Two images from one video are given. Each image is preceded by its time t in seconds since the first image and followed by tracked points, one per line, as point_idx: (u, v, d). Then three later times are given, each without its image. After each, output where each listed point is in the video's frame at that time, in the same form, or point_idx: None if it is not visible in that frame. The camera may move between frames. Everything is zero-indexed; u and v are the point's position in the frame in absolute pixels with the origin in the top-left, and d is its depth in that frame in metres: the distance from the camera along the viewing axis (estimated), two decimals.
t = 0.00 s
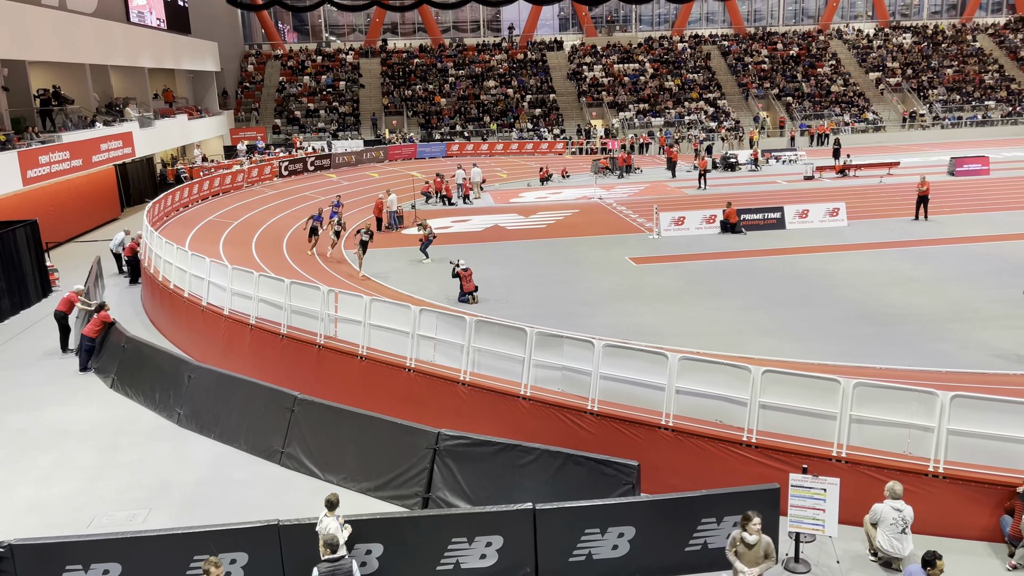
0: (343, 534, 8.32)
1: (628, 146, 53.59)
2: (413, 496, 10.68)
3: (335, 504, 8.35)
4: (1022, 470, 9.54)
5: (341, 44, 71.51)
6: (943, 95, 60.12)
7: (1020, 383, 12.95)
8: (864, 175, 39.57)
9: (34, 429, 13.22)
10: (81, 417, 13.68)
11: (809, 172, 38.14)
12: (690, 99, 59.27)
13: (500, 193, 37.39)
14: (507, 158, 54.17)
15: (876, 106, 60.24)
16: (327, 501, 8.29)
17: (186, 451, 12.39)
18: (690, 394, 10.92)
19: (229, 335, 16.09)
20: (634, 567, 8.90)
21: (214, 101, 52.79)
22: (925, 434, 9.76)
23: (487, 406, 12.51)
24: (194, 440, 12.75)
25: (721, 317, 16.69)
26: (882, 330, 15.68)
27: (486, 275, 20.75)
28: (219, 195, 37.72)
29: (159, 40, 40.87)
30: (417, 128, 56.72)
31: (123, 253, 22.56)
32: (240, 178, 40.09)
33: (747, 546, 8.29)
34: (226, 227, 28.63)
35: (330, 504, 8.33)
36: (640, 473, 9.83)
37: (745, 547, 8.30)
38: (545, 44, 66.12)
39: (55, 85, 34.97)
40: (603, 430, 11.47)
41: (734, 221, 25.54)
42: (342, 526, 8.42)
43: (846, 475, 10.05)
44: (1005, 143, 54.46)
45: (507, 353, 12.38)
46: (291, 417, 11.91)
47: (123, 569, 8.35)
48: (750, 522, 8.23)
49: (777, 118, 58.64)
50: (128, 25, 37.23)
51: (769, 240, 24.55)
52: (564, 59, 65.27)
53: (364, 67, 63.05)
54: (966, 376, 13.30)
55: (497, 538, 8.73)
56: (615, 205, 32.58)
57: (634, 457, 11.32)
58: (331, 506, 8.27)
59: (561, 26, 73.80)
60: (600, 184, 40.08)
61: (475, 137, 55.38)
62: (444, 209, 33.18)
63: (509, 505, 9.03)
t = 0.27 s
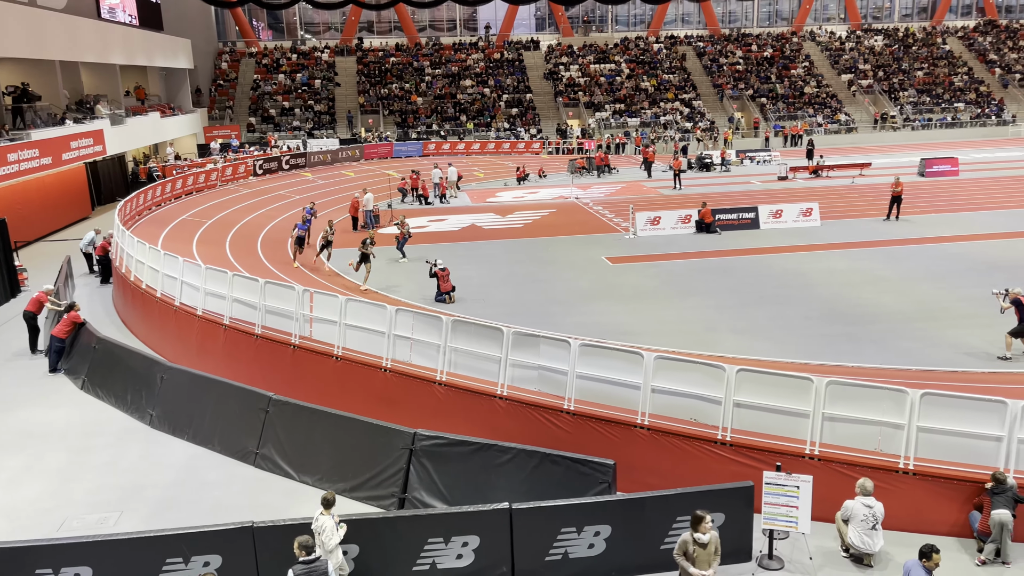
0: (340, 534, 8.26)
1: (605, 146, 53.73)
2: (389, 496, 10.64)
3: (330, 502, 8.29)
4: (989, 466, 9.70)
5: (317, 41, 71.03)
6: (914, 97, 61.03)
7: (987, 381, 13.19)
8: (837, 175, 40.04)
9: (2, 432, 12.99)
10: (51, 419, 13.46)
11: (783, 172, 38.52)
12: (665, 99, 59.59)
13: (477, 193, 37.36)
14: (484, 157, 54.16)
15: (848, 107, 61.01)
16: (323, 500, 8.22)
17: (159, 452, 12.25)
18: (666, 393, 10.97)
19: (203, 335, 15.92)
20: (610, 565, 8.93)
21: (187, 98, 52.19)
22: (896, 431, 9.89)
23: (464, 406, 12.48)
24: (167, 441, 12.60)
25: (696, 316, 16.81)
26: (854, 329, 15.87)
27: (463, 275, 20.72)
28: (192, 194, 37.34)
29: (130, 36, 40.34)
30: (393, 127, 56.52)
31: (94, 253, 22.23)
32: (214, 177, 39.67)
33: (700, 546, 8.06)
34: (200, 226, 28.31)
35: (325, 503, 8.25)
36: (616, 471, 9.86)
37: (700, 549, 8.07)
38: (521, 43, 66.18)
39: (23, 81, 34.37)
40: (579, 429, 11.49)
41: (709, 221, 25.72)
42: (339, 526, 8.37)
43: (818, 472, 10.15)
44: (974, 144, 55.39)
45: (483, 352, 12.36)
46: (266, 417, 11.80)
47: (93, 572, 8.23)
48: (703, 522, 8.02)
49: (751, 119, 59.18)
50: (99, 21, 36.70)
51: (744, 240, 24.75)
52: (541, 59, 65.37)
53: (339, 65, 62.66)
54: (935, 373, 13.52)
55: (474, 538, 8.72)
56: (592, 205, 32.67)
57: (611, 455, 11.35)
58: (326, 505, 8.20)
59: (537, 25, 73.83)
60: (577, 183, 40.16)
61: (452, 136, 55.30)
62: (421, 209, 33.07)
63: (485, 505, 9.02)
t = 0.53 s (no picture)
0: (326, 536, 8.14)
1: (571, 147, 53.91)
2: (355, 499, 10.56)
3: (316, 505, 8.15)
4: (946, 462, 9.90)
5: (281, 39, 70.28)
6: (873, 100, 62.29)
7: (944, 378, 13.51)
8: (799, 177, 40.67)
9: None
10: (7, 423, 13.13)
11: (746, 174, 39.04)
12: (631, 101, 60.00)
13: (443, 193, 37.26)
14: (451, 158, 54.07)
15: (810, 110, 62.01)
16: (308, 502, 8.10)
17: (119, 457, 12.02)
18: (631, 393, 11.03)
19: (164, 337, 15.66)
20: (577, 564, 8.97)
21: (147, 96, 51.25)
22: (856, 428, 10.07)
23: (430, 407, 12.43)
24: (127, 445, 12.38)
25: (661, 316, 16.95)
26: (816, 327, 16.14)
27: (430, 275, 20.65)
28: (153, 193, 36.76)
29: (89, 33, 39.53)
30: (359, 127, 56.15)
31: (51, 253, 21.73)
32: (175, 176, 39.04)
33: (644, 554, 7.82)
34: (161, 226, 27.83)
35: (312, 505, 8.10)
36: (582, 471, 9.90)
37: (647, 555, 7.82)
38: (487, 43, 66.16)
39: None
40: (546, 428, 11.51)
41: (674, 221, 25.94)
42: (325, 528, 8.25)
43: (781, 469, 10.29)
44: (931, 147, 56.65)
45: (450, 353, 12.32)
46: (229, 420, 11.64)
47: None
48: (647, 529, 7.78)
49: (715, 121, 59.84)
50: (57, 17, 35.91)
51: (708, 240, 25.02)
52: (507, 59, 65.41)
53: (304, 64, 62.03)
54: (894, 371, 13.80)
55: (440, 540, 8.69)
56: (558, 205, 32.79)
57: (577, 455, 11.39)
58: (312, 507, 8.07)
59: (504, 26, 73.76)
60: (544, 184, 40.26)
61: (418, 136, 55.14)
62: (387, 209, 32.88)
63: (452, 507, 8.99)
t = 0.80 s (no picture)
0: (298, 535, 8.09)
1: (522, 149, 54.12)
2: (304, 504, 10.39)
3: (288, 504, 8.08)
4: (887, 457, 10.16)
5: (227, 37, 69.06)
6: (815, 105, 63.97)
7: (885, 375, 13.93)
8: (744, 180, 41.50)
9: None
10: None
11: (694, 177, 39.71)
12: (581, 103, 60.51)
13: (394, 194, 37.04)
14: (402, 159, 53.85)
15: (755, 113, 63.35)
16: (279, 502, 8.01)
17: (58, 466, 11.66)
18: (582, 393, 11.10)
19: (105, 341, 15.24)
20: (529, 566, 8.97)
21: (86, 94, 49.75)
22: (800, 426, 10.31)
23: (381, 410, 12.33)
24: (67, 454, 12.01)
25: (611, 316, 17.12)
26: (762, 327, 16.48)
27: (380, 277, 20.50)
28: (93, 193, 35.74)
29: (25, 28, 38.21)
30: (308, 127, 55.53)
31: None
32: (117, 176, 37.98)
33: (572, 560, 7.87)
34: (102, 228, 27.06)
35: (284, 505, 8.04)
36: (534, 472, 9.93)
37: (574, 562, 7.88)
38: (438, 44, 66.03)
39: None
40: (497, 430, 11.49)
41: (624, 223, 26.22)
42: (297, 527, 8.20)
43: (728, 467, 10.44)
44: (871, 151, 58.42)
45: (401, 355, 12.25)
46: (174, 426, 11.36)
47: None
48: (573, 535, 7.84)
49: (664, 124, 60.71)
50: None
51: (658, 242, 25.35)
52: (458, 60, 65.35)
53: (251, 63, 61.00)
54: (836, 369, 14.18)
55: (391, 544, 8.61)
56: (510, 207, 32.88)
57: (528, 456, 11.39)
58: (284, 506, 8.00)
59: (454, 27, 73.55)
60: (495, 185, 40.32)
61: (368, 137, 54.76)
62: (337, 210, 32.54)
63: (403, 510, 8.92)
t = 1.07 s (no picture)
0: (254, 545, 8.07)
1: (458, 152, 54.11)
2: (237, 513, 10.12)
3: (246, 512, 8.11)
4: (814, 452, 10.49)
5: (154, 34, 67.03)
6: (745, 110, 65.77)
7: (812, 373, 14.39)
8: (678, 183, 42.33)
9: None
10: None
11: (629, 180, 40.31)
12: (517, 107, 60.87)
13: (329, 196, 36.54)
14: (338, 160, 53.29)
15: (688, 118, 64.69)
16: (238, 509, 8.08)
17: None
18: (520, 395, 11.14)
19: (25, 350, 14.63)
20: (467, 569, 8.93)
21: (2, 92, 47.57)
22: (732, 424, 10.56)
23: (315, 415, 12.13)
24: None
25: (548, 318, 17.23)
26: (696, 327, 16.83)
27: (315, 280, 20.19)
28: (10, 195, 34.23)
29: None
30: (240, 127, 54.43)
31: None
32: (36, 177, 36.42)
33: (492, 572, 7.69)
34: (21, 231, 25.92)
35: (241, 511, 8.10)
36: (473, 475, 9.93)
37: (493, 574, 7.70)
38: (373, 45, 65.50)
39: None
40: (433, 433, 11.40)
41: (560, 226, 26.46)
42: (255, 539, 8.17)
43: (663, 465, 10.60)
44: (798, 155, 60.37)
45: (338, 359, 12.10)
46: (97, 436, 10.96)
47: None
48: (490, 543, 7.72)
49: (599, 127, 61.52)
50: None
51: (594, 244, 25.64)
52: (393, 62, 64.90)
53: (179, 61, 59.34)
54: (766, 367, 14.58)
55: (327, 551, 8.48)
56: (447, 209, 32.81)
57: (466, 459, 11.34)
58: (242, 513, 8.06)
59: (390, 28, 72.47)
60: (432, 187, 40.17)
61: (302, 138, 53.97)
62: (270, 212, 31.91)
63: (339, 516, 8.80)
